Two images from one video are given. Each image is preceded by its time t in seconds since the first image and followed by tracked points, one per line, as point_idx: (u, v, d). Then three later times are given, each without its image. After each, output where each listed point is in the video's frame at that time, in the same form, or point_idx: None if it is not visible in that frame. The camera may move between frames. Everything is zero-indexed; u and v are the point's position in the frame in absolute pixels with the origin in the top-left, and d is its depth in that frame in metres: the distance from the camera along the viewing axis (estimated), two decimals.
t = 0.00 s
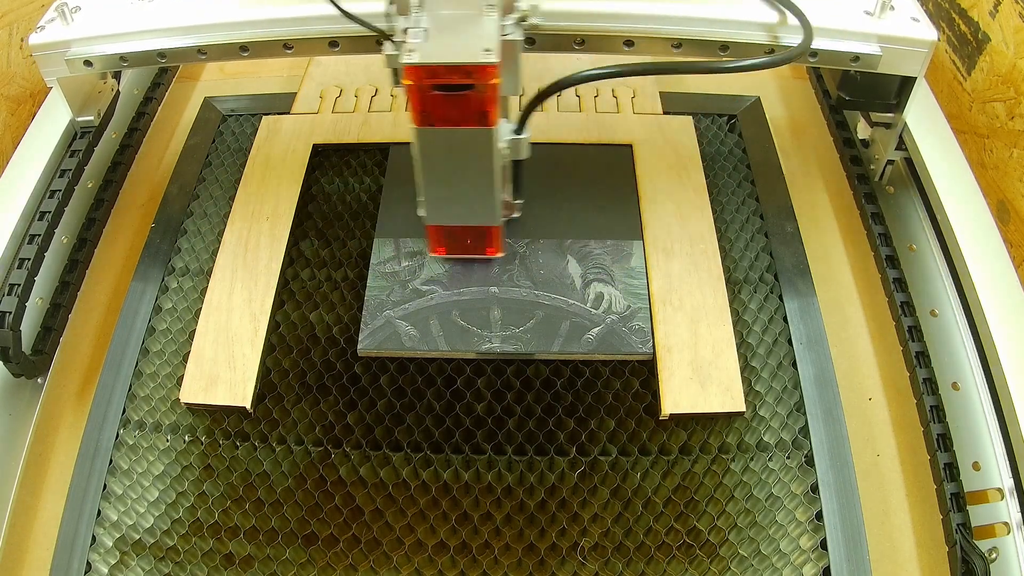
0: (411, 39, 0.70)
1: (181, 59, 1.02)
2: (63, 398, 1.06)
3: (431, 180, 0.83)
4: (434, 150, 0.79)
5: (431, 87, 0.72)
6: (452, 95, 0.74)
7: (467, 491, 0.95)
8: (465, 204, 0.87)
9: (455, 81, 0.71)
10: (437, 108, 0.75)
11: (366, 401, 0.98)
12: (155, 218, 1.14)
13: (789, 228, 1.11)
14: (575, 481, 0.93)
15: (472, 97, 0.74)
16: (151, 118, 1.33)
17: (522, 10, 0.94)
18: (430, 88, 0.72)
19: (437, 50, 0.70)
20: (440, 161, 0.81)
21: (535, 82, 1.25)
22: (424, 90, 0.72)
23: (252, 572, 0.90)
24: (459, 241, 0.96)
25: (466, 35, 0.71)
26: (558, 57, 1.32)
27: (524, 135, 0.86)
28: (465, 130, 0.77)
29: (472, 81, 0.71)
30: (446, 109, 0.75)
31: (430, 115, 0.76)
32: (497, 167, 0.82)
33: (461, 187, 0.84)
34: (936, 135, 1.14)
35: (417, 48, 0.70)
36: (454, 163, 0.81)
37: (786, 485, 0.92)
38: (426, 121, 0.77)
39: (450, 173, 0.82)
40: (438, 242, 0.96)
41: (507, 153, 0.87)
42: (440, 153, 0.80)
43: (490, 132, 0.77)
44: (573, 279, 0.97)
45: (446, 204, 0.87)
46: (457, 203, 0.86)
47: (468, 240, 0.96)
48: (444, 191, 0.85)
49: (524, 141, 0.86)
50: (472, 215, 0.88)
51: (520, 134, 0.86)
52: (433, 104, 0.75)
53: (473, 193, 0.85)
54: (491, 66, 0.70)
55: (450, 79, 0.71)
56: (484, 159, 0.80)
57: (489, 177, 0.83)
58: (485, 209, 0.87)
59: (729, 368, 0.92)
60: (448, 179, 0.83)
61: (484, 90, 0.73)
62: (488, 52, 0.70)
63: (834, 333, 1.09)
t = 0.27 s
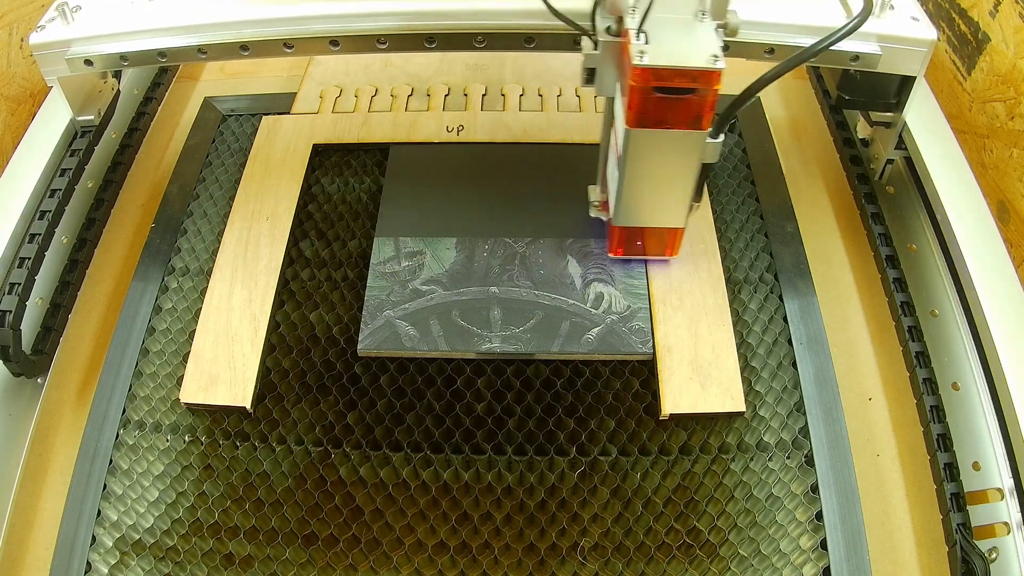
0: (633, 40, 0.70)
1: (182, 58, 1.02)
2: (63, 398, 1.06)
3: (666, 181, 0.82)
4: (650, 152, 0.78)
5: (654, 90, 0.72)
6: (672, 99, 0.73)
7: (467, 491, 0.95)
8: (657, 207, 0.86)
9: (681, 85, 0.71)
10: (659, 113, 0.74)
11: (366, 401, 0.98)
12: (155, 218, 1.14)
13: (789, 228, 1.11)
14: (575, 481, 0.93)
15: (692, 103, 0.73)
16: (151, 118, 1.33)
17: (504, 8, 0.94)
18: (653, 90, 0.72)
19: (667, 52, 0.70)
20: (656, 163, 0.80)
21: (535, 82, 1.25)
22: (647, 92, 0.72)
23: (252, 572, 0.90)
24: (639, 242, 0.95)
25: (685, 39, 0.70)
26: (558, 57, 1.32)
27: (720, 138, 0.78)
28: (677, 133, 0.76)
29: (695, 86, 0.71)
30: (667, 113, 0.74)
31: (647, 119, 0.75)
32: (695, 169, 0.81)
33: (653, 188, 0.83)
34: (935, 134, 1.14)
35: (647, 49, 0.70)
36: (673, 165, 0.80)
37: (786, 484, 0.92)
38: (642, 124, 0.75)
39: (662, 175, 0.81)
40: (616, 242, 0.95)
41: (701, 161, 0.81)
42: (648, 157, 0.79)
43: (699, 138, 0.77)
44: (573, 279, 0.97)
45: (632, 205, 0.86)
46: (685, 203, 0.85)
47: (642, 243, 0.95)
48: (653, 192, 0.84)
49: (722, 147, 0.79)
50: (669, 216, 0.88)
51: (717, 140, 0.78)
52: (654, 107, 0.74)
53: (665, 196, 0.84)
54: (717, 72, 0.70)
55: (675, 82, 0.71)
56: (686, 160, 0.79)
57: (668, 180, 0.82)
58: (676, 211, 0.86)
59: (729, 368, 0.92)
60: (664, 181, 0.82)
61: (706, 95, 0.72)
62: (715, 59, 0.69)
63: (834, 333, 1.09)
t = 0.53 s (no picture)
0: (568, 37, 0.69)
1: (182, 57, 1.02)
2: (63, 398, 1.06)
3: (593, 173, 0.81)
4: (594, 149, 0.77)
5: (588, 87, 0.70)
6: (605, 95, 0.72)
7: (467, 491, 0.95)
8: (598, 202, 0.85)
9: (614, 81, 0.70)
10: (593, 109, 0.73)
11: (366, 401, 0.98)
12: (155, 218, 1.14)
13: (789, 228, 1.11)
14: (575, 481, 0.93)
15: (628, 98, 0.72)
16: (151, 118, 1.33)
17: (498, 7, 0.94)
18: (586, 87, 0.70)
19: (601, 48, 0.68)
20: (587, 159, 0.79)
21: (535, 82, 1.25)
22: (580, 89, 0.70)
23: (252, 572, 0.90)
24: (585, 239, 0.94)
25: (622, 36, 0.69)
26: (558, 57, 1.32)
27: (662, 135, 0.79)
28: (612, 129, 0.75)
29: (629, 82, 0.70)
30: (601, 108, 0.73)
31: (583, 114, 0.74)
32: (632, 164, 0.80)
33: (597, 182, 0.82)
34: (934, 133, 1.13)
35: (579, 45, 0.68)
36: (614, 161, 0.79)
37: (786, 484, 0.92)
38: (579, 121, 0.75)
39: (591, 171, 0.81)
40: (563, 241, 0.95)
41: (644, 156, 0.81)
42: (587, 154, 0.78)
43: (637, 133, 0.76)
44: (573, 279, 0.97)
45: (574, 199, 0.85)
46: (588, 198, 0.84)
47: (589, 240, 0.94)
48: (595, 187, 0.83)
49: (663, 142, 0.79)
50: (600, 213, 0.87)
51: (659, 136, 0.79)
52: (589, 103, 0.72)
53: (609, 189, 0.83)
54: (651, 68, 0.68)
55: (608, 78, 0.69)
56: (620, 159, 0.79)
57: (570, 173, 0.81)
58: (607, 207, 0.86)
59: (729, 368, 0.92)
60: (596, 174, 0.81)
61: (640, 91, 0.71)
62: (649, 54, 0.68)
63: (834, 333, 1.09)
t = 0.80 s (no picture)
0: (344, 38, 0.72)
1: (182, 57, 1.02)
2: (63, 398, 1.06)
3: (379, 173, 0.83)
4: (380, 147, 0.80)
5: (363, 86, 0.73)
6: (383, 92, 0.74)
7: (467, 491, 0.95)
8: (410, 200, 0.87)
9: (386, 78, 0.73)
10: (371, 107, 0.76)
11: (366, 401, 0.98)
12: (155, 218, 1.14)
13: (789, 228, 1.11)
14: (575, 481, 0.93)
15: (404, 96, 0.75)
16: (151, 118, 1.33)
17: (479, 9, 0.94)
18: (367, 86, 0.73)
19: (367, 47, 0.72)
20: (383, 156, 0.81)
21: (535, 82, 1.25)
22: (361, 87, 0.73)
23: (252, 572, 0.90)
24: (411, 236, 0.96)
25: (399, 32, 0.73)
26: (559, 56, 1.32)
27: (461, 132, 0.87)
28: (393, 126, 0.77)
29: (400, 79, 0.73)
30: (381, 106, 0.76)
31: (362, 113, 0.77)
32: (431, 160, 0.82)
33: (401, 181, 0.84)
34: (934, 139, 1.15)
35: (347, 46, 0.71)
36: (394, 162, 0.82)
37: (786, 485, 0.92)
38: (361, 119, 0.77)
39: (385, 171, 0.83)
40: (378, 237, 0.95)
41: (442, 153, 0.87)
42: (376, 151, 0.81)
43: (423, 131, 0.78)
44: (573, 279, 0.97)
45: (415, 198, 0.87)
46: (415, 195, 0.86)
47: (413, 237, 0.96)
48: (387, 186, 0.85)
49: (461, 138, 0.87)
50: (417, 209, 0.89)
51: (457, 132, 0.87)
52: (367, 100, 0.75)
53: (405, 185, 0.85)
54: (419, 64, 0.71)
55: (380, 76, 0.72)
56: (421, 154, 0.81)
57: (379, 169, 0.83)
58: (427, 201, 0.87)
59: (729, 368, 0.92)
60: (397, 173, 0.83)
61: (414, 88, 0.73)
62: (415, 51, 0.71)
63: (834, 333, 1.09)
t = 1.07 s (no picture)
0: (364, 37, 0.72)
1: (183, 56, 1.02)
2: (63, 398, 1.06)
3: (395, 171, 0.84)
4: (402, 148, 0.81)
5: (385, 85, 0.74)
6: (409, 91, 0.75)
7: (467, 491, 0.95)
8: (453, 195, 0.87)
9: (410, 78, 0.73)
10: (393, 104, 0.76)
11: (366, 401, 0.98)
12: (155, 218, 1.14)
13: (789, 228, 1.11)
14: (575, 481, 0.93)
15: (427, 95, 0.75)
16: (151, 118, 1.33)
17: (499, 8, 0.93)
18: (384, 84, 0.74)
19: (387, 46, 0.72)
20: (403, 154, 0.82)
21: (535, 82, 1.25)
22: (379, 86, 0.74)
23: (252, 572, 0.90)
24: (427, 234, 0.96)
25: (421, 32, 0.72)
26: (559, 56, 1.32)
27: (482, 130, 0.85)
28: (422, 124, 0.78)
29: (425, 78, 0.73)
30: (403, 105, 0.76)
31: (385, 110, 0.77)
32: (454, 160, 0.83)
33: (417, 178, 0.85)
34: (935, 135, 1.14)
35: (370, 45, 0.71)
36: (413, 161, 0.83)
37: (786, 485, 0.92)
38: (383, 117, 0.78)
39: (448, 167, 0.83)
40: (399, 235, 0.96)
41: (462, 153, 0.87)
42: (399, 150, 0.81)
43: (445, 130, 0.79)
44: (573, 279, 0.97)
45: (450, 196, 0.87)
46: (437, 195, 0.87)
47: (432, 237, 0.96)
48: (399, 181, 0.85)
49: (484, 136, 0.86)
50: (436, 206, 0.89)
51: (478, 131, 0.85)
52: (389, 99, 0.76)
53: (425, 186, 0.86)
54: (443, 64, 0.71)
55: (403, 75, 0.72)
56: (437, 154, 0.82)
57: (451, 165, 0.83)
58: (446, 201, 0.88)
59: (729, 368, 0.92)
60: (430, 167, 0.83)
61: (438, 87, 0.74)
62: (438, 49, 0.71)
63: (834, 333, 1.09)
